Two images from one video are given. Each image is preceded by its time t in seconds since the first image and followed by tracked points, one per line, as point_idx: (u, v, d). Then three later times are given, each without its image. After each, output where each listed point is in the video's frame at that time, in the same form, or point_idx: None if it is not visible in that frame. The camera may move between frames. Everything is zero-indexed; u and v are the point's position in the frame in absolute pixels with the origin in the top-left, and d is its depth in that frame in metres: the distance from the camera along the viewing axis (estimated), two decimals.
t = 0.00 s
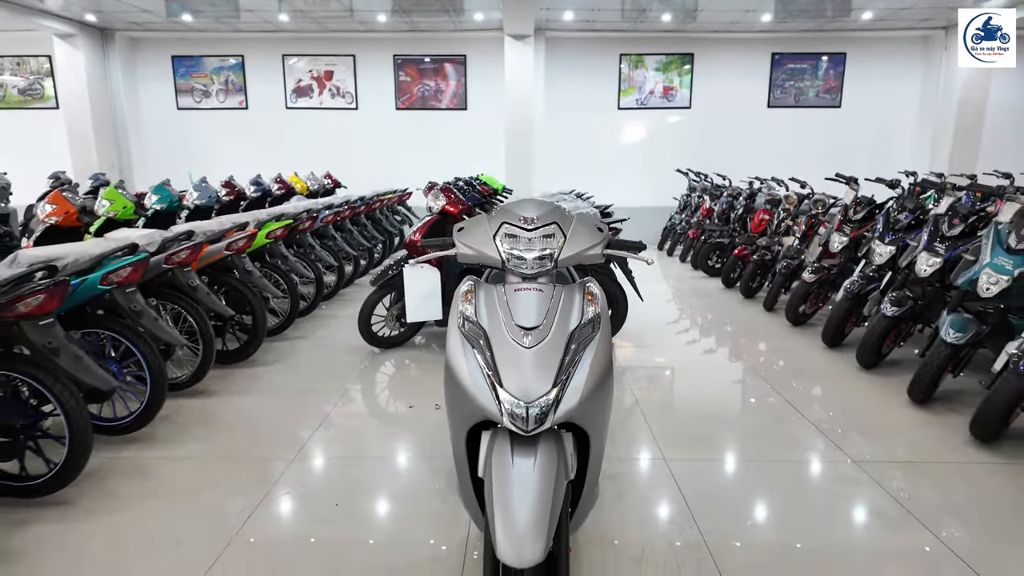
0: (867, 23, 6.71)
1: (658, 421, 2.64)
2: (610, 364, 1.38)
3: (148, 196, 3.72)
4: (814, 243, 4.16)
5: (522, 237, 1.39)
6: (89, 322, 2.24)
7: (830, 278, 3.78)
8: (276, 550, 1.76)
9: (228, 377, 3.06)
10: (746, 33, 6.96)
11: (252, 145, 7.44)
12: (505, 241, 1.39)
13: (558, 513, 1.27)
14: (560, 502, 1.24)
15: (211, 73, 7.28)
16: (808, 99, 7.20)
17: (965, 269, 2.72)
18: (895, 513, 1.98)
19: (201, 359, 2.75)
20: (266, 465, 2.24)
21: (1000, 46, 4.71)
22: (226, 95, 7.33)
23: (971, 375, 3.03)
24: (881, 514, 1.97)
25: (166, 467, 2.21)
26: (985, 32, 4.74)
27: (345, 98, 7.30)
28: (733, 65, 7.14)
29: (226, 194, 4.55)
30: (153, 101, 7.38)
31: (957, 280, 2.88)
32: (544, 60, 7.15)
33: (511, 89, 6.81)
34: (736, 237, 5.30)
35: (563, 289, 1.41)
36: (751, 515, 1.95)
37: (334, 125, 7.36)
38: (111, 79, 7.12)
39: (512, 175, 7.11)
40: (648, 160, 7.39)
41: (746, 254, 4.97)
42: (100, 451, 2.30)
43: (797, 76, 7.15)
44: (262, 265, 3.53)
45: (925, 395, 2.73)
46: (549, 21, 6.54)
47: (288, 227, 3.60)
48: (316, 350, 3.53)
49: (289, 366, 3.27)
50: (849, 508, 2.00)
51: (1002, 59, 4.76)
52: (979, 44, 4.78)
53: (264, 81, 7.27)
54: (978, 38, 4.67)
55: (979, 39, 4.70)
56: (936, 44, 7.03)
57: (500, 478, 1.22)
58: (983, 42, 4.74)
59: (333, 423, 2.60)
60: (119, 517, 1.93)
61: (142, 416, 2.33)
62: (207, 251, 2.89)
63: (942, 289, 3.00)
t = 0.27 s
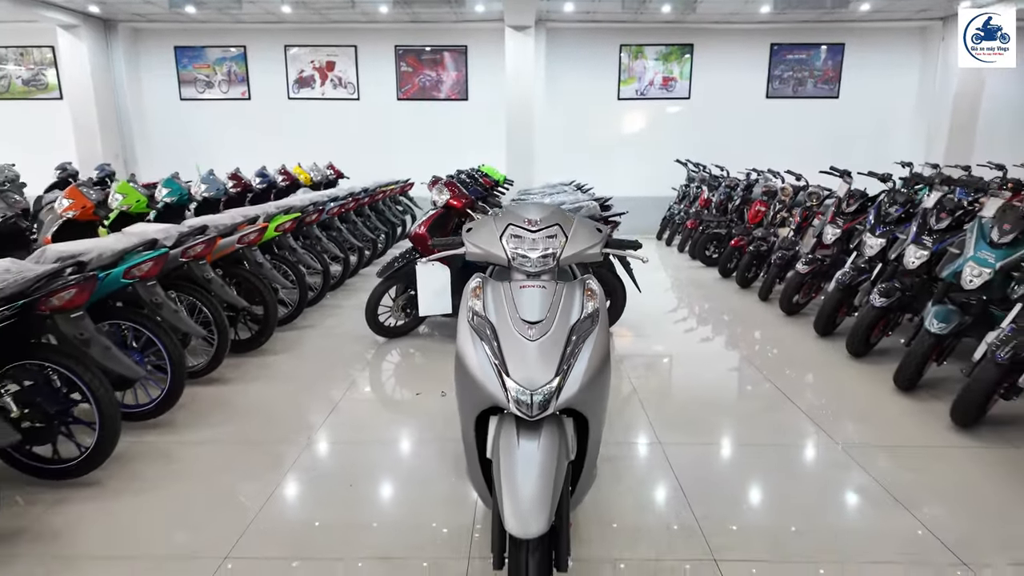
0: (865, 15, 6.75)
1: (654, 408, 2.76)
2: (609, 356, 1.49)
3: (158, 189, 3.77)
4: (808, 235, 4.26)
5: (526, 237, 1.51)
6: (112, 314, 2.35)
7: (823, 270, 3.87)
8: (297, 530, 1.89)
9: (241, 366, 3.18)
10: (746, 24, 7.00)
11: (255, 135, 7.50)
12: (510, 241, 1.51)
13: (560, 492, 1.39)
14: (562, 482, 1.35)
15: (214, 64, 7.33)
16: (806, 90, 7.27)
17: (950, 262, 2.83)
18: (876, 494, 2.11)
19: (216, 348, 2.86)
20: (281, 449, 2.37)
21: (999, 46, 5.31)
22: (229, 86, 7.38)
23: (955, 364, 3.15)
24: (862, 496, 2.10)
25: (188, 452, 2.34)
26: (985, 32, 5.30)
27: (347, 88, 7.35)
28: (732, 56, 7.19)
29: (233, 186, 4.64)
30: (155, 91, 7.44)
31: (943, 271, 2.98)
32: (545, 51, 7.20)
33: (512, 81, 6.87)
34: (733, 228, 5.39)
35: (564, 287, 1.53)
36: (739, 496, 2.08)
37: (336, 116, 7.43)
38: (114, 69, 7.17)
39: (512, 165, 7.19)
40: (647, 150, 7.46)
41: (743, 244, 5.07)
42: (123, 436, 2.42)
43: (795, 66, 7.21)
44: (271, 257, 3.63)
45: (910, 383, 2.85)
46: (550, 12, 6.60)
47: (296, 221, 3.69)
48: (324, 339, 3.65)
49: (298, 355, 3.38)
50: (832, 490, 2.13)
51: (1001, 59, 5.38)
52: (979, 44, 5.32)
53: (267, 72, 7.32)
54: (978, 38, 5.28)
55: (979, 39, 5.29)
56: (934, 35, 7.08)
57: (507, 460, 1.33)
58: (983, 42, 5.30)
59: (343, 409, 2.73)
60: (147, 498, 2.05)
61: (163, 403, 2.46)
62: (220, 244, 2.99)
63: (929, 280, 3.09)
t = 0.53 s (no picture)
0: (861, 8, 6.82)
1: (647, 396, 2.90)
2: (599, 347, 1.62)
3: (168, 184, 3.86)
4: (799, 228, 4.39)
5: (524, 238, 1.65)
6: (133, 307, 2.49)
7: (813, 262, 4.00)
8: (312, 509, 2.03)
9: (251, 356, 3.31)
10: (743, 17, 7.07)
11: (257, 128, 7.59)
12: (509, 242, 1.65)
13: (554, 471, 1.52)
14: (556, 462, 1.49)
15: (217, 57, 7.41)
16: (802, 83, 7.35)
17: (931, 256, 2.95)
18: (851, 476, 2.25)
19: (229, 339, 3.00)
20: (293, 436, 2.51)
21: (999, 47, 6.17)
22: (231, 79, 7.46)
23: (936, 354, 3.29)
24: (846, 479, 2.24)
25: (205, 438, 2.47)
26: (985, 33, 6.14)
27: (348, 81, 7.43)
28: (729, 49, 7.26)
29: (238, 180, 4.74)
30: (159, 84, 7.51)
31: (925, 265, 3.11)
32: (544, 44, 7.26)
33: (512, 74, 6.95)
34: (728, 220, 5.51)
35: (559, 284, 1.67)
36: (725, 479, 2.22)
37: (338, 108, 7.51)
38: (118, 62, 7.25)
39: (512, 157, 7.29)
40: (645, 142, 7.56)
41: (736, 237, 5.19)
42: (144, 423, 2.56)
43: (792, 59, 7.28)
44: (278, 251, 3.75)
45: (891, 372, 2.98)
46: (550, 6, 6.67)
47: (302, 215, 3.80)
48: (329, 330, 3.78)
49: (306, 346, 3.52)
50: (811, 472, 2.27)
51: (1000, 58, 6.24)
52: (980, 44, 6.19)
53: (268, 65, 7.39)
54: (979, 38, 6.09)
55: (979, 39, 6.13)
56: (929, 28, 7.16)
57: (506, 442, 1.46)
58: (984, 42, 6.16)
59: (350, 397, 2.87)
60: (170, 480, 2.19)
61: (181, 391, 2.59)
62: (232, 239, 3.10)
63: (912, 273, 3.22)
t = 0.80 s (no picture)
0: (856, 6, 6.92)
1: (639, 388, 3.04)
2: (590, 342, 1.76)
3: (177, 182, 3.96)
4: (790, 225, 4.52)
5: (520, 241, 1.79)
6: (150, 302, 2.62)
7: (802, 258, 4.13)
8: (323, 492, 2.18)
9: (260, 349, 3.45)
10: (739, 14, 7.17)
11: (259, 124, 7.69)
12: (506, 245, 1.79)
13: (548, 454, 1.65)
14: (549, 446, 1.62)
15: (220, 54, 7.50)
16: (798, 80, 7.45)
17: (911, 254, 3.10)
18: (828, 462, 2.40)
19: (240, 333, 3.14)
20: (303, 425, 2.65)
21: (999, 47, 6.41)
22: (234, 76, 7.56)
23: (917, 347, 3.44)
24: (838, 470, 2.36)
25: (220, 426, 2.62)
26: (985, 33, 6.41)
27: (349, 78, 7.53)
28: (725, 47, 7.36)
29: (243, 178, 4.86)
30: (162, 81, 7.61)
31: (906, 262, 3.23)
32: (543, 41, 7.36)
33: (511, 72, 7.05)
34: (722, 216, 5.64)
35: (552, 284, 1.81)
36: (709, 464, 2.37)
37: (339, 104, 7.61)
38: (122, 59, 7.34)
39: (511, 154, 7.40)
40: (642, 138, 7.66)
41: (730, 232, 5.32)
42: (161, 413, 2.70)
43: (787, 56, 7.38)
44: (285, 248, 3.88)
45: (873, 364, 3.12)
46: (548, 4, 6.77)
47: (307, 213, 3.93)
48: (334, 324, 3.91)
49: (312, 339, 3.66)
50: (791, 458, 2.42)
51: (1000, 58, 6.46)
52: (980, 44, 6.45)
53: (271, 62, 7.49)
54: (978, 38, 6.38)
55: (979, 39, 6.40)
56: (923, 26, 7.25)
57: (504, 428, 1.60)
58: (983, 43, 6.42)
59: (356, 389, 3.01)
60: (188, 465, 2.34)
61: (196, 382, 2.73)
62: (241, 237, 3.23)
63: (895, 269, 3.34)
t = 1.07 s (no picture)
0: (851, 6, 7.00)
1: (634, 383, 3.15)
2: (584, 339, 1.88)
3: (185, 182, 4.05)
4: (783, 224, 4.63)
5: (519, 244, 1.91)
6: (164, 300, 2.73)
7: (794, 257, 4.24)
8: (333, 481, 2.29)
9: (268, 345, 3.57)
10: (736, 14, 7.25)
11: (262, 122, 7.78)
12: (506, 247, 1.91)
13: (545, 444, 1.77)
14: (546, 436, 1.74)
15: (223, 53, 7.58)
16: (794, 79, 7.54)
17: (897, 253, 3.21)
18: (813, 453, 2.52)
19: (248, 330, 3.25)
20: (311, 418, 2.77)
21: (998, 46, 6.35)
22: (237, 74, 7.64)
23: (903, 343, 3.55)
24: (832, 465, 2.43)
25: (233, 419, 2.73)
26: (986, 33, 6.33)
27: (351, 77, 7.61)
28: (723, 46, 7.44)
29: (249, 178, 4.96)
30: (166, 79, 7.70)
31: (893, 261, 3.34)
32: (542, 41, 7.44)
33: (510, 71, 7.14)
34: (718, 215, 5.75)
35: (549, 284, 1.92)
36: (699, 454, 2.49)
37: (341, 103, 7.70)
38: (126, 58, 7.43)
39: (511, 152, 7.49)
40: (640, 137, 7.76)
41: (725, 231, 5.43)
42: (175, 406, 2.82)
43: (784, 56, 7.47)
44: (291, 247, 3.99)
45: (860, 360, 3.24)
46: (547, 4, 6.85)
47: (312, 213, 4.03)
48: (339, 321, 4.03)
49: (318, 335, 3.77)
50: (777, 449, 2.54)
51: (1001, 58, 6.40)
52: (980, 44, 6.37)
53: (273, 61, 7.57)
54: (978, 39, 6.31)
55: (980, 39, 6.33)
56: (918, 26, 7.34)
57: (504, 419, 1.71)
58: (983, 42, 6.34)
59: (361, 383, 3.13)
60: (204, 456, 2.46)
61: (208, 377, 2.85)
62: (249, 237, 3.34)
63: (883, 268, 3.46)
